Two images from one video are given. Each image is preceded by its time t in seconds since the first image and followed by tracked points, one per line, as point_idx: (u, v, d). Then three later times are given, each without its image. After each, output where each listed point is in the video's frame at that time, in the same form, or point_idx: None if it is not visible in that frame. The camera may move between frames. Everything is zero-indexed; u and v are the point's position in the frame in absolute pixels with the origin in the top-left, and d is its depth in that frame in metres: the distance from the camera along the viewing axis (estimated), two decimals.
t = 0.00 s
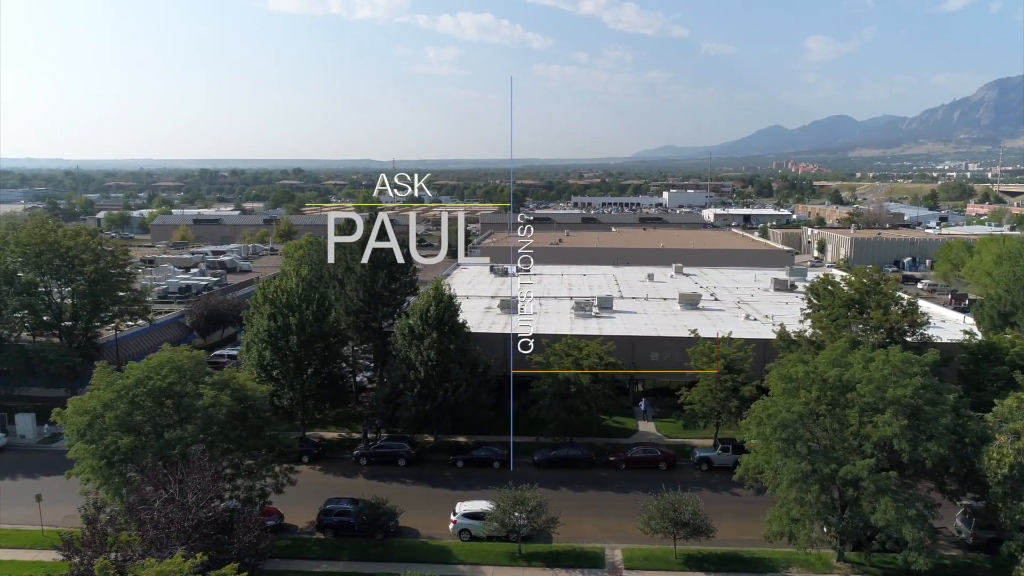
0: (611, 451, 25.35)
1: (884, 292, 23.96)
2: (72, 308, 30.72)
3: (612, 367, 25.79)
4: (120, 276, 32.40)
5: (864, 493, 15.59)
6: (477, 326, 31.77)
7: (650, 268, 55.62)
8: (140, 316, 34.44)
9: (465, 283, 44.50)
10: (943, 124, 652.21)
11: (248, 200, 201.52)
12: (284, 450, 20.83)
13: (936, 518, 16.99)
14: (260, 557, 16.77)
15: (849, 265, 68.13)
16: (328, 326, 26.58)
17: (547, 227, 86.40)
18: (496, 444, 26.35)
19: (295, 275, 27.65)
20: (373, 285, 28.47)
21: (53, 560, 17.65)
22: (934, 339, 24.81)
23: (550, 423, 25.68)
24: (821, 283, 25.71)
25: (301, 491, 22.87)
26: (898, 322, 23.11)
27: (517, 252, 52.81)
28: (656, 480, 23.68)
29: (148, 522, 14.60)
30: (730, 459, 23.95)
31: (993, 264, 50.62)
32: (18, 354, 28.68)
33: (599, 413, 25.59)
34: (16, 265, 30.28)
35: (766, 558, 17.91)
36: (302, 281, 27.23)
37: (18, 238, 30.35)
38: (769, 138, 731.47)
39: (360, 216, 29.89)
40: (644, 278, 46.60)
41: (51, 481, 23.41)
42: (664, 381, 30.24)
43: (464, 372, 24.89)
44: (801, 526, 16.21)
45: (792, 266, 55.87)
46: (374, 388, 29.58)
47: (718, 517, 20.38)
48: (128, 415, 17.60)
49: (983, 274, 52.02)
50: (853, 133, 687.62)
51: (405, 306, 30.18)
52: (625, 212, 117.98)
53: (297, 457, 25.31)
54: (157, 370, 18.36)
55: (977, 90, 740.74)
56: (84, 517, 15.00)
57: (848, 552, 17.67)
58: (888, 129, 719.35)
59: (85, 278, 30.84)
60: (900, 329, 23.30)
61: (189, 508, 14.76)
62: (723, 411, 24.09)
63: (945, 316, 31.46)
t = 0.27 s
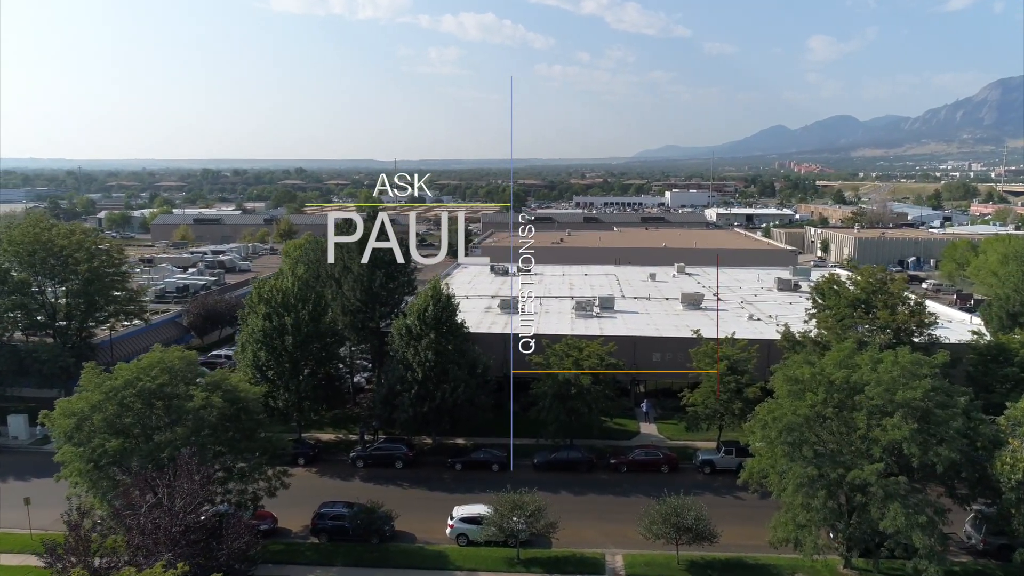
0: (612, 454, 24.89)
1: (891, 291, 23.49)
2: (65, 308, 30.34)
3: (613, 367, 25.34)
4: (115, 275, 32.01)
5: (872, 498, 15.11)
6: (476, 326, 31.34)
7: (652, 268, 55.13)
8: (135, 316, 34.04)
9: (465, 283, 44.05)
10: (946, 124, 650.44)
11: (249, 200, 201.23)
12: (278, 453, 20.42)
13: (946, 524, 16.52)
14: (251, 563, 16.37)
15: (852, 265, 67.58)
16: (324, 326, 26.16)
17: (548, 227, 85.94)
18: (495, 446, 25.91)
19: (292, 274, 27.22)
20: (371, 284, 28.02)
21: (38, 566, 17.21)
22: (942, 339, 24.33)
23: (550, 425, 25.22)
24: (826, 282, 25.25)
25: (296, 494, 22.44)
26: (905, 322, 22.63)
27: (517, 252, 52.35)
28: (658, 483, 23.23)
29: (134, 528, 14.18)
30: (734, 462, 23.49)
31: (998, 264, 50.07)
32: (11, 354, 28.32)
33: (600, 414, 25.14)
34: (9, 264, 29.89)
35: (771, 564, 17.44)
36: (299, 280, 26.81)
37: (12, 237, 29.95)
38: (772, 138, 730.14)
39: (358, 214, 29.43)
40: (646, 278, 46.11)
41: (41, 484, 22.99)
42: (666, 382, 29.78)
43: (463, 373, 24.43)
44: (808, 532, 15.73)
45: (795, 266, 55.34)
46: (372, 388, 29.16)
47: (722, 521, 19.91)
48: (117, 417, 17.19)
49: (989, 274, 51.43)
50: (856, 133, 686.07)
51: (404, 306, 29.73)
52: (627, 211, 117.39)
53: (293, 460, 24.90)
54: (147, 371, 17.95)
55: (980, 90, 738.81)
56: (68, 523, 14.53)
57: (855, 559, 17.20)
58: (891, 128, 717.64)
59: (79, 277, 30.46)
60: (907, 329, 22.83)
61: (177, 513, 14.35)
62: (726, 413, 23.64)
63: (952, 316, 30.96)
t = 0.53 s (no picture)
0: (612, 457, 24.43)
1: (898, 291, 23.02)
2: (59, 308, 29.96)
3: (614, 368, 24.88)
4: (110, 274, 31.60)
5: (881, 505, 14.62)
6: (475, 327, 30.89)
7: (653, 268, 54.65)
8: (130, 316, 33.64)
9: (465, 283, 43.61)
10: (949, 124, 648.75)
11: (250, 200, 200.93)
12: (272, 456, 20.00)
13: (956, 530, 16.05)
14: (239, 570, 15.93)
15: (855, 265, 67.03)
16: (320, 326, 25.74)
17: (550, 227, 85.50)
18: (494, 448, 25.46)
19: (287, 273, 26.80)
20: (368, 284, 27.56)
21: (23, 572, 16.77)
22: (949, 340, 23.86)
23: (550, 427, 24.77)
24: (831, 282, 24.77)
25: (290, 498, 21.99)
26: (912, 323, 22.17)
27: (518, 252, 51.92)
28: (660, 486, 22.77)
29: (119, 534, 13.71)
30: (737, 465, 23.04)
31: (1004, 263, 49.54)
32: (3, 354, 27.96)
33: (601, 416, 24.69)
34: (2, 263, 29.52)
35: (776, 571, 16.96)
36: (294, 280, 26.38)
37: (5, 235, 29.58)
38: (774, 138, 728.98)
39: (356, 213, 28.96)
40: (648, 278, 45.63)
41: (31, 486, 22.57)
42: (667, 383, 29.32)
43: (461, 374, 23.97)
44: (814, 539, 15.26)
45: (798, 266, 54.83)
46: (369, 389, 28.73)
47: (725, 526, 19.42)
48: (104, 420, 16.82)
49: (994, 274, 50.89)
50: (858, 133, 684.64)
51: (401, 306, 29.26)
52: (629, 211, 116.82)
53: (288, 462, 24.49)
54: (136, 373, 17.55)
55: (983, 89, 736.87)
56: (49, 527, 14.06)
57: (862, 566, 16.72)
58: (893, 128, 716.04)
59: (73, 277, 30.06)
60: (914, 330, 22.36)
61: (164, 519, 13.89)
62: (729, 415, 23.18)
63: (958, 317, 30.48)
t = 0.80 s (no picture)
0: (612, 459, 23.97)
1: (903, 290, 22.54)
2: (50, 307, 29.54)
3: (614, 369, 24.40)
4: (103, 273, 31.15)
5: (888, 511, 14.15)
6: (473, 327, 30.42)
7: (654, 267, 54.21)
8: (124, 316, 33.21)
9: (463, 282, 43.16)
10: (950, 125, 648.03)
11: (250, 199, 200.53)
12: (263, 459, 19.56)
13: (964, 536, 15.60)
14: None
15: (857, 265, 66.58)
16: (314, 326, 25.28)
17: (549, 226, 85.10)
18: (492, 451, 25.00)
19: (281, 272, 26.33)
20: (363, 283, 27.05)
21: None
22: (955, 340, 23.39)
23: (548, 429, 24.32)
24: (835, 282, 24.29)
25: (282, 502, 21.56)
26: (918, 323, 21.70)
27: (517, 251, 51.48)
28: (660, 490, 22.32)
29: (100, 542, 13.32)
30: (739, 468, 22.58)
31: (1007, 263, 49.07)
32: None
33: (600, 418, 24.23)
34: None
35: None
36: (288, 279, 25.91)
37: None
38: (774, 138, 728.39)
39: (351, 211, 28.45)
40: (648, 277, 45.19)
41: (18, 489, 22.13)
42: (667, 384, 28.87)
43: (457, 375, 23.49)
44: (819, 545, 14.82)
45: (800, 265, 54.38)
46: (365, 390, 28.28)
47: (727, 531, 18.96)
48: (90, 422, 16.37)
49: (997, 274, 50.40)
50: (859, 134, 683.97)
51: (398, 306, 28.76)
52: (630, 211, 116.27)
53: (281, 464, 24.06)
54: (122, 374, 17.10)
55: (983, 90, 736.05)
56: (29, 535, 13.66)
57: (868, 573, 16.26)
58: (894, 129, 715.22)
59: (64, 276, 29.61)
60: (920, 330, 21.89)
61: (146, 526, 13.50)
62: (731, 417, 22.71)
63: (963, 317, 30.00)
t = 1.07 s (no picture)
0: (605, 462, 23.53)
1: (901, 290, 22.17)
2: (33, 308, 28.95)
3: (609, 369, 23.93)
4: (87, 273, 30.56)
5: (889, 516, 13.73)
6: (465, 327, 29.93)
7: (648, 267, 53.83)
8: (109, 317, 32.63)
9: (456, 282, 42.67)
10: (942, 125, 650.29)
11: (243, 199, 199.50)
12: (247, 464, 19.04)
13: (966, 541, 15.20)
14: None
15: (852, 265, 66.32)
16: (302, 327, 24.77)
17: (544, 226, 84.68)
18: (483, 453, 24.54)
19: (268, 272, 25.81)
20: (352, 283, 26.54)
21: None
22: (954, 340, 23.03)
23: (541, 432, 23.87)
24: (832, 281, 23.90)
25: (268, 507, 21.06)
26: (916, 322, 21.32)
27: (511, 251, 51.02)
28: (654, 493, 21.89)
29: (72, 552, 12.81)
30: (734, 470, 22.18)
31: (1003, 262, 48.81)
32: None
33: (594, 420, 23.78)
34: None
35: None
36: (275, 278, 25.39)
37: None
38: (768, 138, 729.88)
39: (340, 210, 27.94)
40: (643, 277, 44.79)
41: None
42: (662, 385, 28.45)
43: (448, 377, 23.00)
44: (818, 551, 14.39)
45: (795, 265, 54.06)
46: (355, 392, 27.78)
47: (723, 536, 18.54)
48: (66, 426, 15.84)
49: (992, 274, 50.22)
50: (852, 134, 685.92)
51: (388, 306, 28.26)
52: (624, 211, 116.26)
53: (268, 468, 23.55)
54: (100, 376, 16.57)
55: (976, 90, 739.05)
56: None
57: None
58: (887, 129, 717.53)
59: (47, 276, 29.01)
60: (918, 329, 21.50)
61: (121, 535, 12.99)
62: (727, 419, 22.28)
63: (961, 317, 29.65)
